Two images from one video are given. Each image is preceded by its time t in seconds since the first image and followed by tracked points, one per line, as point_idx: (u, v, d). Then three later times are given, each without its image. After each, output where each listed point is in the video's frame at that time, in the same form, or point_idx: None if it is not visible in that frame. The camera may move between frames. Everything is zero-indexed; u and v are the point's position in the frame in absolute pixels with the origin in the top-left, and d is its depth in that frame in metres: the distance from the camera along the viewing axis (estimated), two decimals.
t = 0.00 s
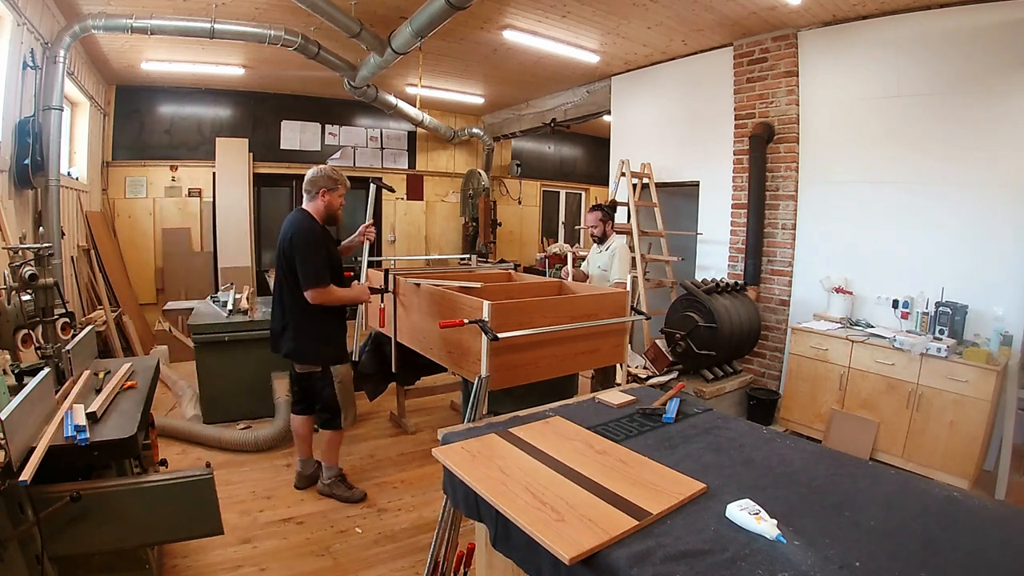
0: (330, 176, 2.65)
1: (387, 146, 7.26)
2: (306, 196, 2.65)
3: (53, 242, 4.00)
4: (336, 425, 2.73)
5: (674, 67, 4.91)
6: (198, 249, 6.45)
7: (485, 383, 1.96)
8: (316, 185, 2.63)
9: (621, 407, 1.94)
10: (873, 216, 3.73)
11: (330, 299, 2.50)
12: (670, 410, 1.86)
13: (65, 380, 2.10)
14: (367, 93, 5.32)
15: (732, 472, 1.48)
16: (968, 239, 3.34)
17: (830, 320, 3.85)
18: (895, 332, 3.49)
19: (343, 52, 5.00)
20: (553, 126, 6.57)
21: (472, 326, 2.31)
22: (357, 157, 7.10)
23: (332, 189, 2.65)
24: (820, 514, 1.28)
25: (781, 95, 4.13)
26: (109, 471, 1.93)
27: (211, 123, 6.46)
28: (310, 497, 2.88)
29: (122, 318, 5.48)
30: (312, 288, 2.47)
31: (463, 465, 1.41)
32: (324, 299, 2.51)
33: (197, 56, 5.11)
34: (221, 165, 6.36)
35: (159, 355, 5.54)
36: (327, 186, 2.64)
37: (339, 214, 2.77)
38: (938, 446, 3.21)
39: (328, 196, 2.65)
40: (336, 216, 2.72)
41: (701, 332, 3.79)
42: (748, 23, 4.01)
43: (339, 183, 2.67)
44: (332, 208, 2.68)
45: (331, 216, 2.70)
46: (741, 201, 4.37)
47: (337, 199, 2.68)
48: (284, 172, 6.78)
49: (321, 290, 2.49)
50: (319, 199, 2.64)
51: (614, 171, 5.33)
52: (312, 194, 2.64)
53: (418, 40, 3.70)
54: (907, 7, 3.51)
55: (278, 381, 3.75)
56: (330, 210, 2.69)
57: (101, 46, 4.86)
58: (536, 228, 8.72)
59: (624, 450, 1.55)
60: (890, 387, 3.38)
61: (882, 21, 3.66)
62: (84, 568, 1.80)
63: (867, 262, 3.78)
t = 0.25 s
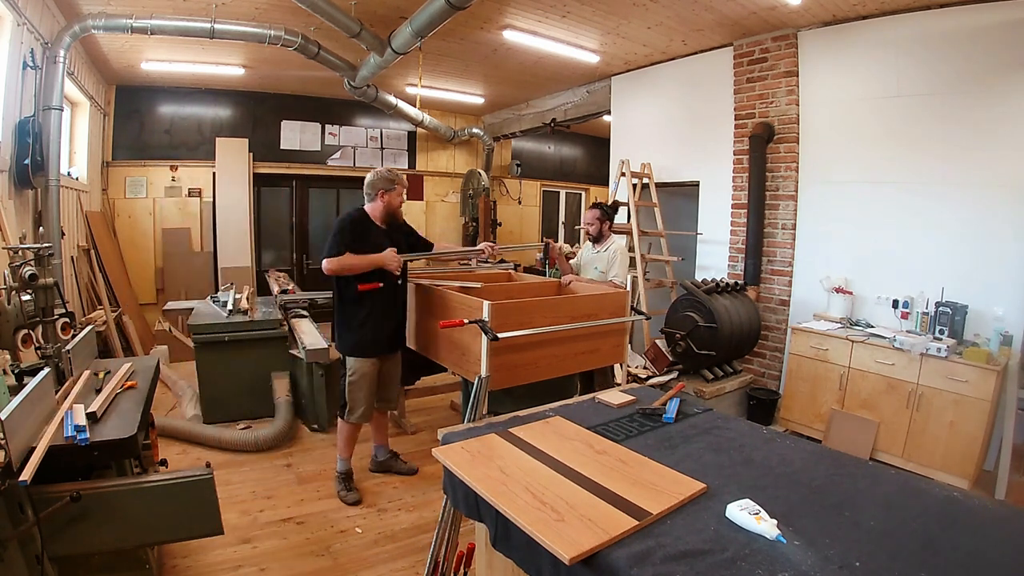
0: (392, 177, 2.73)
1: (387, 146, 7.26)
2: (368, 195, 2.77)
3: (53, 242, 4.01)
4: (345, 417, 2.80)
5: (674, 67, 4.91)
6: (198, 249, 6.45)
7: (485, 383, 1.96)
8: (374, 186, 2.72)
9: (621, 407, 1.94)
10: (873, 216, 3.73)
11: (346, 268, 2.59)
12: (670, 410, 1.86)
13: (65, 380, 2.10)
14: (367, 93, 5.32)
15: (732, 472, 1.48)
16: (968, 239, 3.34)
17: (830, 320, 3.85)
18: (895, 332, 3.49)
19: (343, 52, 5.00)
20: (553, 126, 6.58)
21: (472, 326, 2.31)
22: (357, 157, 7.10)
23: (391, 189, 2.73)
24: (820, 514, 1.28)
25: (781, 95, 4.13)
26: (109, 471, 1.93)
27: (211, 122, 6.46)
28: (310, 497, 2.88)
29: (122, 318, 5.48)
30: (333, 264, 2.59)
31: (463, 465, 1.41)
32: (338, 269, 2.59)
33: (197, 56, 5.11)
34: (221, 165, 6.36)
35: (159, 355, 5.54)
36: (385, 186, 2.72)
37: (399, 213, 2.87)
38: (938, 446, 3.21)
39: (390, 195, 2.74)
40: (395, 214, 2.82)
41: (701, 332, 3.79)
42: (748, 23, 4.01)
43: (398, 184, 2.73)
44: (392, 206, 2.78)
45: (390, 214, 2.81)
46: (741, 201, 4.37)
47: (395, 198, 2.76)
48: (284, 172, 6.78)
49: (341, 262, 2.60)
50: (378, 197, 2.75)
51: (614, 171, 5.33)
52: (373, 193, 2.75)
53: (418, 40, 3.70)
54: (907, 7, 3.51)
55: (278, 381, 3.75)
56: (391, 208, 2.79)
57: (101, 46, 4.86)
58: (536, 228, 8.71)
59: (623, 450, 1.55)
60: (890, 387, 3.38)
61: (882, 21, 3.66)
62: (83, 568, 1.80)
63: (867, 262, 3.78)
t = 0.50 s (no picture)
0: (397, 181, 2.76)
1: (387, 146, 7.26)
2: (368, 193, 2.76)
3: (53, 242, 4.01)
4: (350, 424, 2.80)
5: (674, 67, 4.91)
6: (198, 249, 6.45)
7: (485, 383, 1.96)
8: (378, 187, 2.74)
9: (621, 407, 1.94)
10: (873, 217, 3.73)
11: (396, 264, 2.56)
12: (670, 410, 1.86)
13: (65, 380, 2.10)
14: (367, 93, 5.32)
15: (732, 472, 1.48)
16: (968, 239, 3.34)
17: (830, 320, 3.85)
18: (895, 332, 3.49)
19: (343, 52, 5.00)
20: (553, 126, 6.58)
21: (473, 326, 2.31)
22: (357, 157, 7.10)
23: (393, 194, 2.76)
24: (820, 514, 1.28)
25: (781, 95, 4.13)
26: (109, 471, 1.93)
27: (211, 122, 6.46)
28: (310, 497, 2.88)
29: (122, 318, 5.48)
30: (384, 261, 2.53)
31: (463, 465, 1.41)
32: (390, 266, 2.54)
33: (197, 56, 5.11)
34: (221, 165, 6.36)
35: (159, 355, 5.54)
36: (388, 189, 2.75)
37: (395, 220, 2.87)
38: (938, 446, 3.21)
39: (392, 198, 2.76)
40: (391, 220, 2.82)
41: (701, 332, 3.79)
42: (748, 23, 4.01)
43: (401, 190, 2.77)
44: (389, 212, 2.79)
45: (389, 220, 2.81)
46: (741, 201, 4.37)
47: (394, 204, 2.78)
48: (284, 172, 6.78)
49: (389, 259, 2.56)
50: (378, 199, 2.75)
51: (614, 171, 5.33)
52: (372, 194, 2.75)
53: (418, 40, 3.70)
54: (907, 7, 3.51)
55: (278, 381, 3.75)
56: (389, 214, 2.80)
57: (101, 46, 4.86)
58: (536, 228, 8.72)
59: (623, 450, 1.55)
60: (890, 387, 3.38)
61: (882, 21, 3.66)
62: (84, 568, 1.80)
63: (868, 262, 3.78)
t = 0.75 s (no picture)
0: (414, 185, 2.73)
1: (387, 146, 7.26)
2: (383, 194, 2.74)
3: (53, 242, 4.01)
4: (350, 422, 2.79)
5: (674, 67, 4.91)
6: (198, 249, 6.45)
7: (485, 383, 1.96)
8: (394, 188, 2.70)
9: (621, 407, 1.94)
10: (873, 217, 3.73)
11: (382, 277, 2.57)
12: (670, 410, 1.86)
13: (65, 380, 2.10)
14: (367, 93, 5.32)
15: (732, 472, 1.48)
16: (968, 239, 3.34)
17: (830, 321, 3.85)
18: (895, 332, 3.49)
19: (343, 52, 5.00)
20: (553, 126, 6.58)
21: (473, 326, 2.31)
22: (357, 157, 7.10)
23: (408, 197, 2.73)
24: (820, 514, 1.28)
25: (781, 95, 4.13)
26: (109, 471, 1.93)
27: (211, 122, 6.46)
28: (310, 497, 2.88)
29: (122, 318, 5.48)
30: (370, 269, 2.57)
31: (463, 465, 1.41)
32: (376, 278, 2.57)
33: (197, 56, 5.11)
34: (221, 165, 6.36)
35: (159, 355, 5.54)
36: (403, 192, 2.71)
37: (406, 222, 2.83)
38: (938, 445, 3.21)
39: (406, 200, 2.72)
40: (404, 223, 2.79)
41: (701, 332, 3.79)
42: (748, 23, 4.01)
43: (416, 195, 2.74)
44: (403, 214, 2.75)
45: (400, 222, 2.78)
46: (741, 201, 4.37)
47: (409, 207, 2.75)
48: (284, 172, 6.78)
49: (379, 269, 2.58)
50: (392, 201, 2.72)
51: (614, 171, 5.33)
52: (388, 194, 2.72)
53: (419, 40, 3.70)
54: (907, 7, 3.51)
55: (278, 381, 3.76)
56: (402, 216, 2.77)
57: (101, 46, 4.86)
58: (536, 228, 8.72)
59: (623, 450, 1.55)
60: (890, 387, 3.38)
61: (882, 21, 3.66)
62: (84, 568, 1.80)
63: (867, 262, 3.78)
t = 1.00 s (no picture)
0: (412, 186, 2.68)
1: (387, 146, 7.26)
2: (380, 197, 2.69)
3: (53, 242, 4.01)
4: (349, 421, 2.79)
5: (674, 67, 4.91)
6: (198, 249, 6.45)
7: (485, 383, 1.96)
8: (392, 192, 2.66)
9: (621, 407, 1.94)
10: (873, 217, 3.73)
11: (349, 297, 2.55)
12: (670, 410, 1.86)
13: (65, 380, 2.10)
14: (367, 93, 5.32)
15: (732, 472, 1.48)
16: (968, 239, 3.34)
17: (830, 320, 3.85)
18: (895, 332, 3.49)
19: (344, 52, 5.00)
20: (553, 126, 6.58)
21: (473, 326, 2.31)
22: (357, 157, 7.10)
23: (406, 198, 2.68)
24: (820, 514, 1.28)
25: (781, 95, 4.13)
26: (109, 471, 1.93)
27: (211, 122, 6.46)
28: (310, 497, 2.88)
29: (122, 318, 5.48)
30: (337, 288, 2.54)
31: (463, 465, 1.41)
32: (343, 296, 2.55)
33: (197, 56, 5.11)
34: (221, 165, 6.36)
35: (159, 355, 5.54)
36: (401, 194, 2.66)
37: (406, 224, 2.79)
38: (938, 445, 3.21)
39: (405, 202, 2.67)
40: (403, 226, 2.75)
41: (701, 332, 3.79)
42: (748, 23, 4.01)
43: (413, 195, 2.68)
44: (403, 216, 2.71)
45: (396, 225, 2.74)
46: (741, 201, 4.37)
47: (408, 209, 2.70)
48: (284, 172, 6.78)
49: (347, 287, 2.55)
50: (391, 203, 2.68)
51: (614, 171, 5.33)
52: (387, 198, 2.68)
53: (418, 40, 3.70)
54: (907, 7, 3.51)
55: (278, 381, 3.76)
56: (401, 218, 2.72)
57: (101, 46, 4.86)
58: (536, 228, 8.71)
59: (623, 450, 1.55)
60: (890, 387, 3.38)
61: (882, 21, 3.66)
62: (84, 568, 1.80)
63: (867, 262, 3.78)
